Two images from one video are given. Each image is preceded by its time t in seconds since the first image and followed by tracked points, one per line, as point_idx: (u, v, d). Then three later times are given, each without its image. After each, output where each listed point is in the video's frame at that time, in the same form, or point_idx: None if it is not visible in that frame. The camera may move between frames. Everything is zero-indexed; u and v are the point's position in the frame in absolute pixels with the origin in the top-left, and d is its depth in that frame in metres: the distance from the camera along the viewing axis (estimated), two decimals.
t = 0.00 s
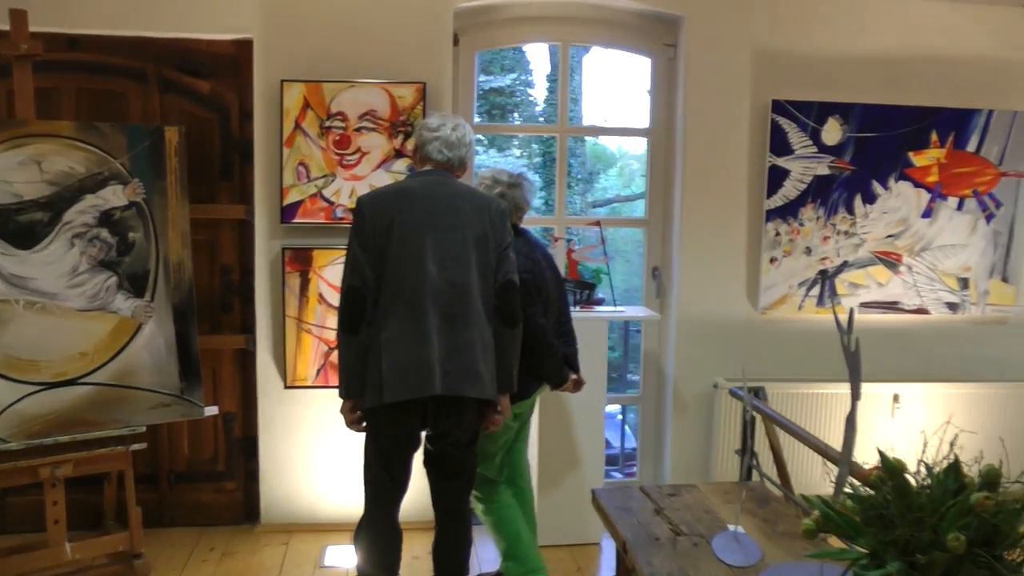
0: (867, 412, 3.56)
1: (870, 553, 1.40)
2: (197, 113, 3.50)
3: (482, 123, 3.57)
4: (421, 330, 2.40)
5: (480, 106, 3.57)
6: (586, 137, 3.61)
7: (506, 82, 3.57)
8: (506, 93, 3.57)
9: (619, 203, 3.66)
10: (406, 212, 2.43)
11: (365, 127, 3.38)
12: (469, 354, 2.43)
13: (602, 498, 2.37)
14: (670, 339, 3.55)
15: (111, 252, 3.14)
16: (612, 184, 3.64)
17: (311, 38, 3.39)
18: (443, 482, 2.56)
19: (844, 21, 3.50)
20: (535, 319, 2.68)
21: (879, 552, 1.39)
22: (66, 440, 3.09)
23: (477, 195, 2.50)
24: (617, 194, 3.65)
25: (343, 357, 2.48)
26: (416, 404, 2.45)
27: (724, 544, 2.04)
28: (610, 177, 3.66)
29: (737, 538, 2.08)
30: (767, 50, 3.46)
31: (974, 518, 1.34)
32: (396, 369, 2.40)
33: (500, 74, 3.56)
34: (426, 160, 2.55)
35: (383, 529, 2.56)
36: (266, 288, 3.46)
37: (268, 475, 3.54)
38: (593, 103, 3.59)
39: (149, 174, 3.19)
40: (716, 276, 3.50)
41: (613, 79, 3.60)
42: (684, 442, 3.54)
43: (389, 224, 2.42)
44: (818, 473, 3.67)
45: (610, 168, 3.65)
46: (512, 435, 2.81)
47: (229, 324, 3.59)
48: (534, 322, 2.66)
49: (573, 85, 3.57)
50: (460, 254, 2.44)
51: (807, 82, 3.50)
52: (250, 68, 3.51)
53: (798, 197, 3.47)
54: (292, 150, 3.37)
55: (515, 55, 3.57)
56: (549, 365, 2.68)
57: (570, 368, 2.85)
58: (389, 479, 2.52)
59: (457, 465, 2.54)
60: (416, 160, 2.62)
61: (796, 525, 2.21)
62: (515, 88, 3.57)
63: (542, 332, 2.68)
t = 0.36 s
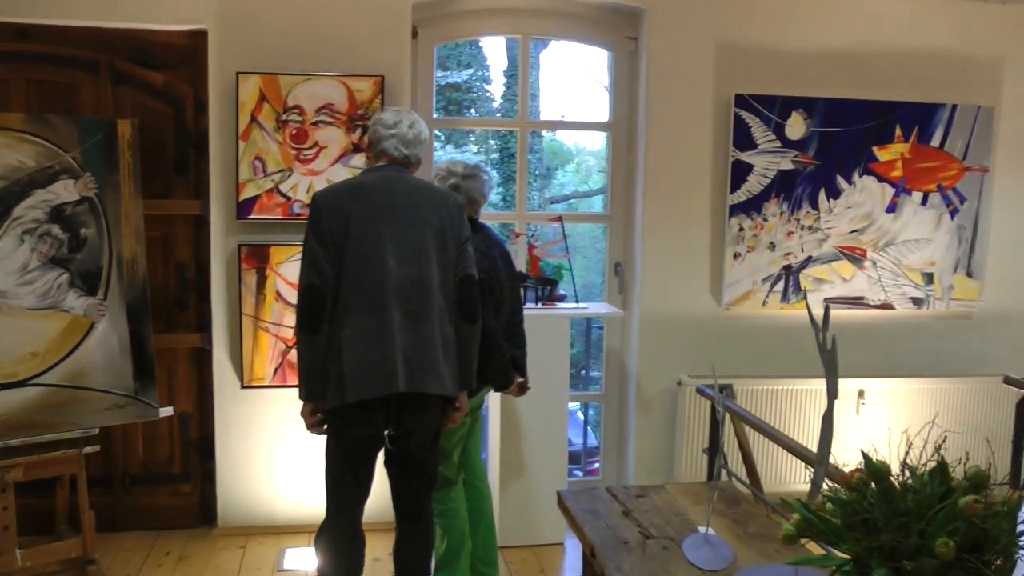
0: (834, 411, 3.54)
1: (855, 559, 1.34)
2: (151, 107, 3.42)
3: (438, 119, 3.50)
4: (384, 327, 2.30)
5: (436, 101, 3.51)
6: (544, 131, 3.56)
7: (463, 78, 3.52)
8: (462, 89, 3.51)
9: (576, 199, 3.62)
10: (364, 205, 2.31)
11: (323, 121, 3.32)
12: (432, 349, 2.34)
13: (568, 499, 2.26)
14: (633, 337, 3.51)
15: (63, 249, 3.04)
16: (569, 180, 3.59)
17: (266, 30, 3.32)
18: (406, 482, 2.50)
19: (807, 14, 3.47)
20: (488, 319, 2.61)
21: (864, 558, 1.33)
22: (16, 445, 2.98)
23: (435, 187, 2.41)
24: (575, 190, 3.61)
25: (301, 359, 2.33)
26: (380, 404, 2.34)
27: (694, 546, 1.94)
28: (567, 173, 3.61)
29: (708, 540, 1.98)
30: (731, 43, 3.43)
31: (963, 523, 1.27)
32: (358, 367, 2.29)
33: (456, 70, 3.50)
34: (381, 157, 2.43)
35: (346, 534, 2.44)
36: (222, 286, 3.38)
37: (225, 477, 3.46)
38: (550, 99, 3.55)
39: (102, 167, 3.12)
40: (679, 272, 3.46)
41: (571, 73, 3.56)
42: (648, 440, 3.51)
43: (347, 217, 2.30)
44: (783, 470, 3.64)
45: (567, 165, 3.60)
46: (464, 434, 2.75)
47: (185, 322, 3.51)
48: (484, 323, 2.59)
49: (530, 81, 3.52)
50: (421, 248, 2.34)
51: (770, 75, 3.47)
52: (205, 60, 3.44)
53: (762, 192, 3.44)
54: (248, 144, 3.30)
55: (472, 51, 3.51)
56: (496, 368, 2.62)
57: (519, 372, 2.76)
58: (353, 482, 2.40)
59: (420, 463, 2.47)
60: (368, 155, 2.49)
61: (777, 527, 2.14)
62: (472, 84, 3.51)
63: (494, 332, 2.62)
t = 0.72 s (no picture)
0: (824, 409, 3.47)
1: None
2: (124, 103, 3.33)
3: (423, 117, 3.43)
4: (361, 332, 2.21)
5: (421, 100, 3.44)
6: (529, 129, 3.49)
7: (448, 76, 3.45)
8: (447, 87, 3.45)
9: (563, 197, 3.55)
10: (341, 208, 2.21)
11: (299, 117, 3.25)
12: (410, 356, 2.27)
13: (550, 507, 2.18)
14: (619, 336, 3.44)
15: (34, 249, 2.92)
16: (554, 178, 3.52)
17: (241, 24, 3.25)
18: (381, 488, 2.40)
19: (793, 6, 3.41)
20: (462, 320, 2.57)
21: None
22: None
23: (413, 187, 2.31)
24: (561, 189, 3.54)
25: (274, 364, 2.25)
26: (358, 411, 2.26)
27: (679, 554, 1.89)
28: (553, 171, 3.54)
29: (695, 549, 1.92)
30: (715, 36, 3.36)
31: (968, 540, 1.17)
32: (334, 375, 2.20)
33: (441, 68, 3.44)
34: (357, 153, 2.32)
35: (324, 542, 2.32)
36: (197, 286, 3.31)
37: (202, 481, 3.39)
38: (535, 95, 3.48)
39: (74, 166, 2.98)
40: (665, 269, 3.39)
41: (553, 68, 3.50)
42: (634, 441, 3.44)
43: (323, 219, 2.20)
44: (771, 472, 3.57)
45: (553, 163, 3.53)
46: (448, 435, 2.68)
47: (161, 323, 3.43)
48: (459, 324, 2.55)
49: (515, 78, 3.46)
50: (399, 250, 2.25)
51: (756, 69, 3.40)
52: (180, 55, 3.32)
53: (749, 188, 3.38)
54: (223, 141, 3.22)
55: (456, 49, 3.45)
56: (472, 369, 2.57)
57: (497, 372, 2.70)
58: (331, 489, 2.29)
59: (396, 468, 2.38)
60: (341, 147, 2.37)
61: (758, 534, 2.05)
62: (457, 83, 3.45)
63: (469, 333, 2.58)
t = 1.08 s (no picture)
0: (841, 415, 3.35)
1: None
2: (122, 112, 3.21)
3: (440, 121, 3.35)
4: (365, 352, 2.12)
5: (436, 105, 3.35)
6: (544, 132, 3.40)
7: (462, 80, 3.36)
8: (462, 91, 3.36)
9: (578, 201, 3.45)
10: (342, 221, 2.10)
11: (297, 123, 3.16)
12: (415, 374, 2.20)
13: (550, 528, 2.09)
14: (628, 343, 3.34)
15: (25, 260, 2.83)
16: (571, 181, 3.43)
17: (238, 28, 3.17)
18: (381, 502, 2.34)
19: (805, 2, 3.31)
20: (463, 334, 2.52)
21: None
22: None
23: (418, 198, 2.21)
24: (577, 192, 3.45)
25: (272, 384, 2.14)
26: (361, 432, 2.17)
27: None
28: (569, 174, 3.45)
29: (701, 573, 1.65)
30: (724, 34, 3.26)
31: None
32: (337, 396, 2.10)
33: (455, 72, 3.35)
34: (352, 157, 2.20)
35: (322, 563, 2.23)
36: (195, 296, 3.22)
37: (202, 495, 3.30)
38: (549, 98, 3.39)
39: (66, 174, 2.88)
40: (676, 274, 3.29)
41: (566, 69, 3.40)
42: (645, 452, 3.33)
43: (324, 234, 2.09)
44: (785, 483, 3.46)
45: (569, 166, 3.44)
46: (453, 449, 2.63)
47: (159, 335, 3.33)
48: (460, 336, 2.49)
49: (529, 81, 3.37)
50: (403, 265, 2.16)
51: (767, 67, 3.30)
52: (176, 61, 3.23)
53: (761, 190, 3.27)
54: (220, 148, 3.14)
55: (471, 53, 3.36)
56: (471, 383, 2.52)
57: (501, 383, 2.63)
58: (330, 509, 2.20)
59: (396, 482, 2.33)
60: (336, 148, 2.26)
61: (766, 557, 1.96)
62: (472, 87, 3.36)
63: (469, 346, 2.52)
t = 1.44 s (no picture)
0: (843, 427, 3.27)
1: None
2: (107, 109, 3.13)
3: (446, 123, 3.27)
4: (358, 364, 2.03)
5: (442, 106, 3.27)
6: (551, 135, 3.32)
7: (469, 82, 3.28)
8: (469, 93, 3.28)
9: (584, 204, 3.37)
10: (334, 227, 2.01)
11: (288, 122, 3.08)
12: (407, 386, 2.12)
13: (535, 549, 2.09)
14: (626, 352, 3.26)
15: (7, 261, 2.75)
16: (578, 184, 3.35)
17: (229, 25, 3.09)
18: (366, 515, 2.26)
19: (810, 5, 3.22)
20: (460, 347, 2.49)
21: None
22: None
23: (414, 204, 2.13)
24: (583, 195, 3.37)
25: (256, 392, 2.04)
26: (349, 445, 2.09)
27: None
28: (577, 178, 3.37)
29: None
30: (728, 36, 3.18)
31: None
32: (325, 408, 2.02)
33: (462, 74, 3.27)
34: (346, 158, 2.11)
35: None
36: (182, 299, 3.14)
37: (187, 502, 3.22)
38: (556, 100, 3.31)
39: (51, 173, 2.79)
40: (675, 282, 3.21)
41: (574, 71, 3.32)
42: (642, 463, 3.25)
43: (315, 240, 1.99)
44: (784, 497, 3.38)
45: (577, 169, 3.36)
46: (441, 461, 2.57)
47: (146, 338, 3.24)
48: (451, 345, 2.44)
49: (534, 83, 3.29)
50: (398, 274, 2.08)
51: (771, 71, 3.22)
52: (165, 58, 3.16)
53: (764, 196, 3.19)
54: (208, 147, 3.06)
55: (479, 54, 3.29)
56: (462, 397, 2.47)
57: (491, 393, 2.58)
58: (313, 523, 2.12)
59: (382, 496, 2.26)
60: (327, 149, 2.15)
61: None
62: (479, 88, 3.28)
63: (460, 356, 2.47)
